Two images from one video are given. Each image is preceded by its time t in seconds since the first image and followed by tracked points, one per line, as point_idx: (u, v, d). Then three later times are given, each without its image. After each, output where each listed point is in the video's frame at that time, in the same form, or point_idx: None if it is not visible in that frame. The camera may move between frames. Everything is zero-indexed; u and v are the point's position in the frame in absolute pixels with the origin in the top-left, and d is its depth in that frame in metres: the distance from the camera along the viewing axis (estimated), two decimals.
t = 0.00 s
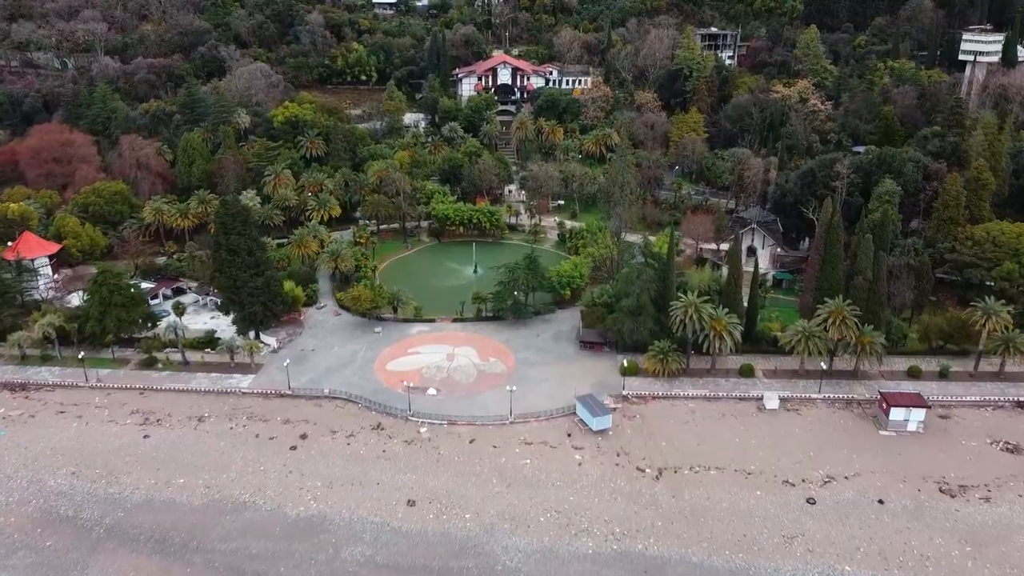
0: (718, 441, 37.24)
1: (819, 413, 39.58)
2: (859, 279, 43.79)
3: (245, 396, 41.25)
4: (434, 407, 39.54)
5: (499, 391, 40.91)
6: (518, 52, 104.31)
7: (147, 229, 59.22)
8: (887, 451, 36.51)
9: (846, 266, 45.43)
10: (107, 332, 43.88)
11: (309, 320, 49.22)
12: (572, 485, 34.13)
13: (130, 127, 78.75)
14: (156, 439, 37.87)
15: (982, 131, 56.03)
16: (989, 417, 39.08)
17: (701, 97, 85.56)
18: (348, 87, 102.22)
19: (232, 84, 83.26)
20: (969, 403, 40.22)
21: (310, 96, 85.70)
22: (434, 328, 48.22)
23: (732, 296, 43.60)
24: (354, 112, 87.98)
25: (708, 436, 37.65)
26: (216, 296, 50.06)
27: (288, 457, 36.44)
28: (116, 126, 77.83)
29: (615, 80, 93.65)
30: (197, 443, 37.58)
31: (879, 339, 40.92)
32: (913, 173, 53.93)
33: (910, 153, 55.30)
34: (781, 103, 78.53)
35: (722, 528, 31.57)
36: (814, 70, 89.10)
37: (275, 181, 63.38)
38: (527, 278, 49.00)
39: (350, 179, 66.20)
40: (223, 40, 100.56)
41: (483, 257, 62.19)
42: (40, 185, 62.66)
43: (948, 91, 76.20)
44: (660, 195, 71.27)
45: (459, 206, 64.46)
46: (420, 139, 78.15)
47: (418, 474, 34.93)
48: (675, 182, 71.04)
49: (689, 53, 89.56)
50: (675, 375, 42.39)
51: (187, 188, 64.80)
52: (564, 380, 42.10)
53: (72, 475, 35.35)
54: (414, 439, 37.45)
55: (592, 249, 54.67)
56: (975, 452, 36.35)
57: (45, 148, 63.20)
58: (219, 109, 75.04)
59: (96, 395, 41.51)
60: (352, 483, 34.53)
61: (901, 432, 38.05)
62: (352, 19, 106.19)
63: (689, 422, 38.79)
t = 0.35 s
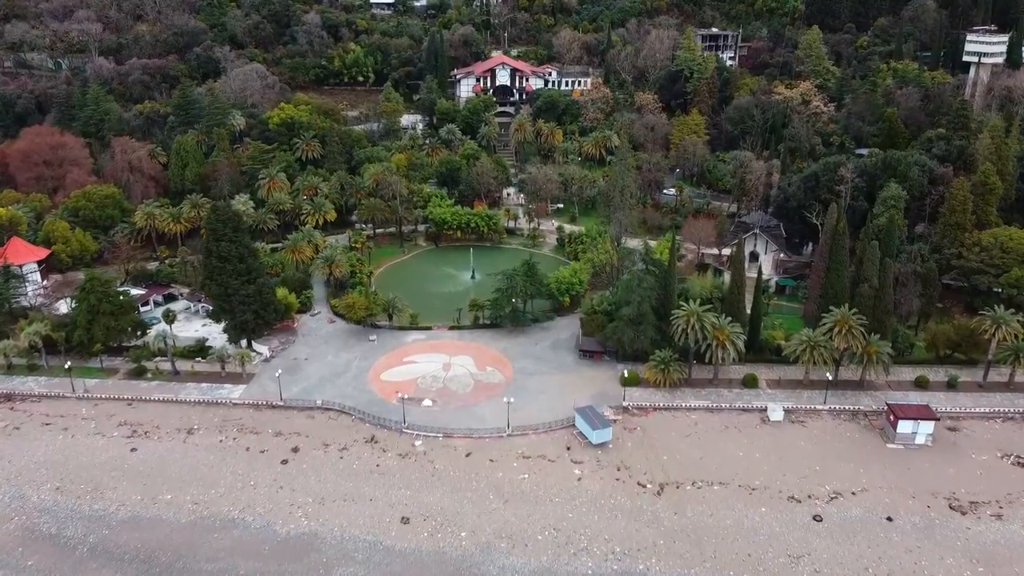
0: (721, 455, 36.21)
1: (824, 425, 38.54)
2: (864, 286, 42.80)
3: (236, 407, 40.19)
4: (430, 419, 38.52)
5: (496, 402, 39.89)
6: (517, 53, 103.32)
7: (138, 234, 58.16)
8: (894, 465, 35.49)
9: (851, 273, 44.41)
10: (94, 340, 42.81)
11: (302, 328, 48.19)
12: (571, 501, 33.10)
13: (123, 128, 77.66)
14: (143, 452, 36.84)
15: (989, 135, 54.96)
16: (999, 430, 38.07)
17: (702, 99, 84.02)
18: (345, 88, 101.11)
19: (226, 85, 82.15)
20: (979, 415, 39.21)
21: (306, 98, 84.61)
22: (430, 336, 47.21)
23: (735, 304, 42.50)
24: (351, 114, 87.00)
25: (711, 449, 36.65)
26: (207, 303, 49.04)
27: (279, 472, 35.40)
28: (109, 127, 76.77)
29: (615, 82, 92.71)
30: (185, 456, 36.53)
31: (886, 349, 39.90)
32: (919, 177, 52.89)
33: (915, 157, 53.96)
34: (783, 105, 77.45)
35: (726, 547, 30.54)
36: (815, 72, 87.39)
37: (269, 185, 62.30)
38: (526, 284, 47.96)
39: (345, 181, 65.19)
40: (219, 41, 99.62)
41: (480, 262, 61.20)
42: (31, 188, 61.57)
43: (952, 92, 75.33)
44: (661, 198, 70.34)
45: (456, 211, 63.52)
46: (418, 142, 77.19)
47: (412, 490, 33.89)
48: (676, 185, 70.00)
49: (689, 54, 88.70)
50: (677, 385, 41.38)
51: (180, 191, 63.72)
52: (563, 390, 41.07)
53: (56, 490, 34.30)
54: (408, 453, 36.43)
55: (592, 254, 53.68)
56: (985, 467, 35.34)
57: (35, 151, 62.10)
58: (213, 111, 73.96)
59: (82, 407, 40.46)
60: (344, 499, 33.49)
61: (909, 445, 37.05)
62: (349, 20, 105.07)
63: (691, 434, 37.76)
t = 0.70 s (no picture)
0: (725, 472, 35.00)
1: (832, 441, 37.33)
2: (871, 296, 41.58)
3: (224, 421, 38.97)
4: (425, 434, 37.32)
5: (493, 417, 38.68)
6: (516, 53, 102.15)
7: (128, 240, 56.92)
8: (905, 483, 34.26)
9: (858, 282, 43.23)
10: (79, 352, 41.56)
11: (295, 338, 46.98)
12: (571, 522, 31.90)
13: (115, 131, 76.42)
14: (128, 470, 35.62)
15: (998, 139, 53.81)
16: (1013, 445, 36.85)
17: (702, 100, 83.43)
18: (342, 90, 99.86)
19: (220, 87, 80.92)
20: (991, 429, 37.99)
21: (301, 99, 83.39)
22: (426, 346, 46.00)
23: (739, 314, 41.25)
24: (347, 116, 85.81)
25: (715, 466, 35.44)
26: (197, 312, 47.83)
27: (268, 490, 34.16)
28: (100, 130, 75.53)
29: (615, 83, 91.57)
30: (171, 474, 35.29)
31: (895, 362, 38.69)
32: (926, 183, 51.71)
33: (922, 162, 52.79)
34: (786, 107, 76.26)
35: (732, 571, 29.33)
36: (818, 73, 86.62)
37: (262, 189, 61.10)
38: (524, 293, 46.74)
39: (340, 186, 63.96)
40: (214, 42, 98.52)
41: (477, 269, 60.04)
42: (19, 193, 60.35)
43: (957, 94, 74.33)
44: (662, 203, 69.16)
45: (453, 216, 62.35)
46: (415, 145, 76.09)
47: (406, 510, 32.67)
48: (677, 189, 68.79)
49: (690, 55, 87.61)
50: (679, 398, 40.16)
51: (172, 196, 62.50)
52: (562, 404, 39.84)
53: (36, 510, 33.08)
54: (402, 470, 35.22)
55: (591, 261, 52.47)
56: (999, 485, 34.12)
57: (23, 155, 60.87)
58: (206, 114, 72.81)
59: (66, 421, 39.23)
60: (335, 520, 32.27)
61: (919, 462, 35.83)
62: (346, 20, 103.82)
63: (695, 450, 36.53)
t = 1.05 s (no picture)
0: (750, 562, 29.76)
1: (873, 518, 32.12)
2: (913, 343, 36.37)
3: (168, 492, 33.67)
4: (399, 511, 32.07)
5: (479, 488, 33.42)
6: (512, 58, 97.07)
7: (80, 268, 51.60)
8: None
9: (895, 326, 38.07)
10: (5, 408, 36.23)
11: (258, 385, 41.65)
12: None
13: (79, 143, 71.15)
14: (49, 557, 30.34)
15: None
16: None
17: (710, 109, 78.33)
18: (327, 97, 94.47)
19: (194, 95, 75.70)
20: None
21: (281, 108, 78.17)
22: (406, 395, 40.70)
23: (762, 364, 35.95)
24: (331, 126, 80.55)
25: (739, 553, 30.20)
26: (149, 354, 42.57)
27: None
28: (63, 142, 70.25)
29: (616, 91, 86.35)
30: (99, 563, 30.01)
31: (944, 423, 33.47)
32: (964, 208, 46.60)
33: (958, 185, 47.71)
34: (799, 118, 71.14)
35: None
36: (831, 80, 81.31)
37: (231, 210, 55.84)
38: (516, 335, 41.32)
39: (317, 204, 58.58)
40: (192, 46, 93.40)
41: (467, 300, 54.74)
42: None
43: (982, 106, 69.52)
44: (668, 223, 63.97)
45: (440, 239, 57.13)
46: (402, 156, 70.34)
47: None
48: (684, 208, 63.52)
49: (694, 62, 82.71)
50: (694, 463, 34.89)
51: (133, 217, 57.21)
52: (559, 470, 34.56)
53: None
54: (370, 558, 29.95)
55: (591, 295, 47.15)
56: None
57: None
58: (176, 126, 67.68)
59: None
60: None
61: (976, 546, 30.64)
62: (332, 23, 98.42)
63: (713, 532, 31.29)
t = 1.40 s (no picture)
0: None
1: None
2: (972, 408, 31.21)
3: None
4: None
5: None
6: (508, 63, 91.94)
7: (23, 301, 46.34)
8: None
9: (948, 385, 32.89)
10: None
11: (213, 446, 36.33)
12: None
13: (40, 156, 65.81)
14: None
15: None
16: None
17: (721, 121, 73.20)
18: (311, 104, 89.14)
19: (166, 104, 70.47)
20: None
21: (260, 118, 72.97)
22: (383, 458, 35.43)
23: (797, 433, 30.67)
24: (314, 137, 75.29)
25: None
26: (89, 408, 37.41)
27: None
28: (21, 155, 64.90)
29: (618, 100, 81.24)
30: None
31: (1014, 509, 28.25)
32: (1013, 241, 41.52)
33: (1005, 214, 42.67)
34: (817, 132, 66.10)
35: None
36: (848, 90, 76.15)
37: (196, 235, 50.65)
38: (509, 390, 36.07)
39: (293, 228, 53.37)
40: (168, 50, 88.14)
41: (456, 339, 49.61)
42: None
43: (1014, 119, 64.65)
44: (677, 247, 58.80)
45: (428, 267, 51.90)
46: (388, 171, 65.06)
47: None
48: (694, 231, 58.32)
49: (703, 69, 77.65)
50: (718, 552, 29.65)
51: (88, 241, 51.86)
52: (558, 562, 29.28)
53: None
54: None
55: (594, 338, 41.99)
56: None
57: None
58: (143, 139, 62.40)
59: None
60: None
61: None
62: (318, 25, 93.03)
63: None
